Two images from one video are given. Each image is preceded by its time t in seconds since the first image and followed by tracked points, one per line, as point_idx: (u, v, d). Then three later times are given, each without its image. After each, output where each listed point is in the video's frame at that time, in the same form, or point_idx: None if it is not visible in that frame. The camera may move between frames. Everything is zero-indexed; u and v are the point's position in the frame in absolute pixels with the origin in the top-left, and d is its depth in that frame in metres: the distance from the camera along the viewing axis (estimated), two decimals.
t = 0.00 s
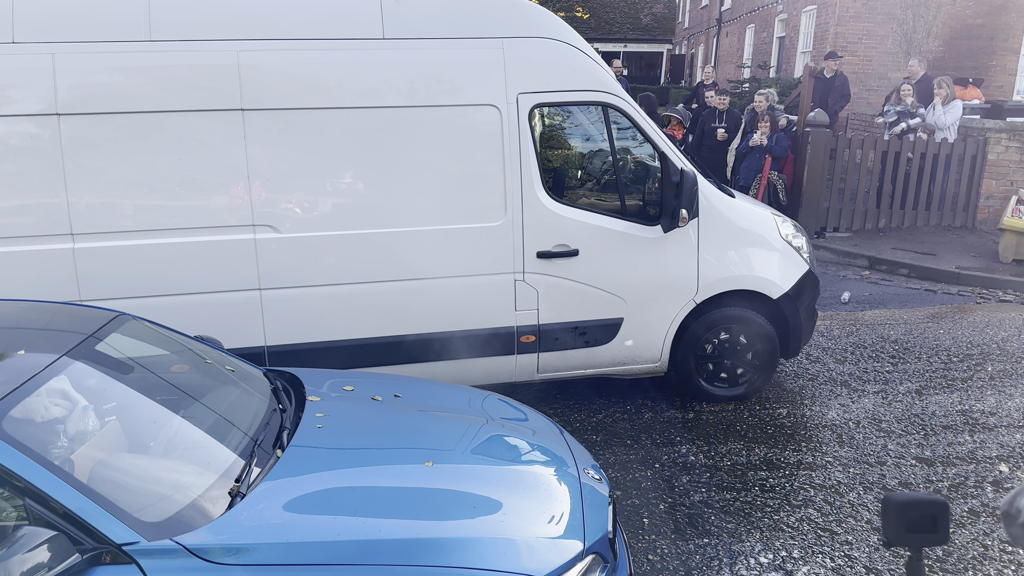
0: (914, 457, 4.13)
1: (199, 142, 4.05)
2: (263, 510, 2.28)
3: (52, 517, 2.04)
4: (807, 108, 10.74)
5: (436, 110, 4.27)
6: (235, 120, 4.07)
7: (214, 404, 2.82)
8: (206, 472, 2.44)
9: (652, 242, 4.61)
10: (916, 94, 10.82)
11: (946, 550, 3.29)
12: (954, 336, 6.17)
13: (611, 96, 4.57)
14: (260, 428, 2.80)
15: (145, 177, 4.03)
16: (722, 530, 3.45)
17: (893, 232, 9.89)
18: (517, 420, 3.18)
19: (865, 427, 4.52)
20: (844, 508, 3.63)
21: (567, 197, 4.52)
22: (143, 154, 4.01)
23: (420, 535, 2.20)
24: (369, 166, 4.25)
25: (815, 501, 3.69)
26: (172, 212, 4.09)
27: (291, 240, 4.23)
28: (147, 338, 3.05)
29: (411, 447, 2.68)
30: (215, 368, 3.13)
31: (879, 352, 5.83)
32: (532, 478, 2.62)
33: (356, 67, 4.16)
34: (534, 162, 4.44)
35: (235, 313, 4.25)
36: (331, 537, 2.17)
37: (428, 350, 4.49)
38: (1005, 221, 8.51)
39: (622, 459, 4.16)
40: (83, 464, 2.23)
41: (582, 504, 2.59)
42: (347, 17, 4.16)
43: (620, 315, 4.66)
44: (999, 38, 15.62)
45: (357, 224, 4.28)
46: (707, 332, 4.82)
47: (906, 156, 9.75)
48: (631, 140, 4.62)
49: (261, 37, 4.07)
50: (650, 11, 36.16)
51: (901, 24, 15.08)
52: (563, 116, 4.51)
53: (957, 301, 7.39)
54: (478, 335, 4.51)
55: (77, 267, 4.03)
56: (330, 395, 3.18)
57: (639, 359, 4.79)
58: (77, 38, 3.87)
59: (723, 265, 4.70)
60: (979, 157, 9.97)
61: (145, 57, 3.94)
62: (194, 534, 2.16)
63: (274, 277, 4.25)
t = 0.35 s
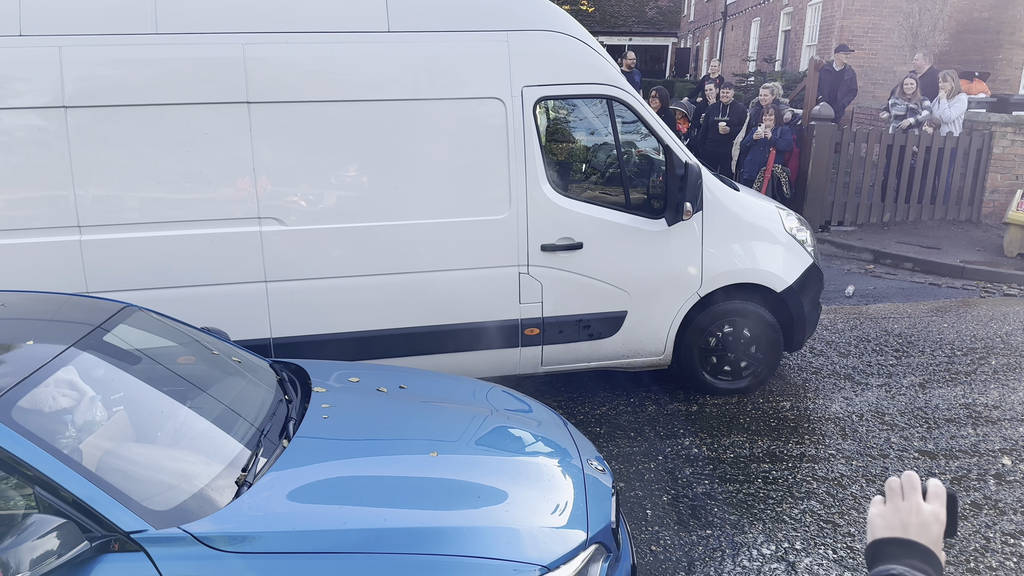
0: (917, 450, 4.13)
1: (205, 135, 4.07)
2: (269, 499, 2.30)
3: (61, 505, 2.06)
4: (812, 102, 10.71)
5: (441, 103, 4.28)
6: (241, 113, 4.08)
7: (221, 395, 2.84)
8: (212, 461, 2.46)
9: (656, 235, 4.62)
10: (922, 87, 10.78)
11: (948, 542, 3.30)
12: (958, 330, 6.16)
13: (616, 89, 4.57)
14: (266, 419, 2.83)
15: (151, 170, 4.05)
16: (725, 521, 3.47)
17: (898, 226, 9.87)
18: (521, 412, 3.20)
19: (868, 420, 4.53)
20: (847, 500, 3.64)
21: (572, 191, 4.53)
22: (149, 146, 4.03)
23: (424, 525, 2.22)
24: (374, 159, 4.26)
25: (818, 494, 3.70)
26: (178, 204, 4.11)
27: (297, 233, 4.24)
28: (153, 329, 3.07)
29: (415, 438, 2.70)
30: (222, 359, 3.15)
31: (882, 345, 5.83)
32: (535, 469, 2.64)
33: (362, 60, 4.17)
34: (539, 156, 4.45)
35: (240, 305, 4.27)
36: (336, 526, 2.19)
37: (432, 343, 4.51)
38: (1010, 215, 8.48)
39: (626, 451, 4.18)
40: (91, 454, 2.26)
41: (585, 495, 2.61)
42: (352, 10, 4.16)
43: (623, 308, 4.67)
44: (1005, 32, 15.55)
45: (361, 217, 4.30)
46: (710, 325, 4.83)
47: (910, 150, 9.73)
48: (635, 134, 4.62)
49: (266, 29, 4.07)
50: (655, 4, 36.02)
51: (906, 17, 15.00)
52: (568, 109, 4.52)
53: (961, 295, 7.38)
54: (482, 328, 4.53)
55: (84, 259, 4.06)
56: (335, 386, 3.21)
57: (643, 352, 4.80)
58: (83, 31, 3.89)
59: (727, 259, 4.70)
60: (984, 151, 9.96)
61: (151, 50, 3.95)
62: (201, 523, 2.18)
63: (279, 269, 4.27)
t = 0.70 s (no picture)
0: (916, 440, 4.16)
1: (209, 126, 4.10)
2: (272, 484, 2.34)
3: (68, 488, 2.10)
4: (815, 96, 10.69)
5: (443, 94, 4.30)
6: (245, 104, 4.11)
7: (224, 382, 2.88)
8: (216, 447, 2.50)
9: (657, 227, 4.64)
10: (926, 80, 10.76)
11: (945, 530, 3.32)
12: (958, 322, 6.17)
13: (618, 81, 4.58)
14: (269, 405, 2.86)
15: (156, 161, 4.08)
16: (724, 509, 3.50)
17: (900, 219, 9.87)
18: (521, 400, 3.24)
19: (867, 411, 4.55)
20: (845, 489, 3.67)
21: (574, 182, 4.55)
22: (153, 137, 4.06)
23: (425, 509, 2.25)
24: (377, 149, 4.29)
25: (816, 483, 3.73)
26: (182, 194, 4.14)
27: (300, 223, 4.28)
28: (158, 318, 3.10)
29: (416, 425, 2.73)
30: (226, 347, 3.18)
31: (883, 337, 5.84)
32: (534, 455, 2.67)
33: (365, 51, 4.19)
34: (541, 148, 4.47)
35: (243, 295, 4.30)
36: (338, 509, 2.22)
37: (434, 333, 4.54)
38: (1013, 208, 8.47)
39: (626, 440, 4.21)
40: (97, 439, 2.29)
41: (584, 481, 2.64)
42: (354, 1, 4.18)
43: (624, 299, 4.70)
44: (1011, 24, 15.48)
45: (364, 208, 4.33)
46: (711, 316, 4.86)
47: (914, 143, 9.71)
48: (637, 126, 4.64)
49: (269, 20, 4.09)
50: None
51: (911, 10, 14.92)
52: (571, 101, 4.54)
53: (963, 288, 7.38)
54: (484, 318, 4.56)
55: (89, 249, 4.10)
56: (337, 374, 3.24)
57: (643, 343, 4.83)
58: (88, 22, 3.91)
59: (728, 250, 4.73)
60: (988, 144, 9.93)
61: (155, 41, 3.98)
62: (205, 506, 2.22)
63: (283, 259, 4.30)
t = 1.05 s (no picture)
0: (912, 430, 4.18)
1: (210, 117, 4.13)
2: (272, 468, 2.37)
3: (71, 471, 2.14)
4: (816, 89, 10.68)
5: (443, 86, 4.32)
6: (246, 96, 4.14)
7: (225, 370, 2.92)
8: (216, 433, 2.53)
9: (656, 219, 4.66)
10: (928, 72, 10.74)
11: (938, 519, 3.34)
12: (957, 314, 6.19)
13: (618, 74, 4.61)
14: (269, 393, 2.90)
15: (158, 153, 4.13)
16: (719, 497, 3.54)
17: (902, 212, 9.86)
18: (519, 388, 3.27)
19: (864, 402, 4.57)
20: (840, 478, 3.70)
21: (574, 175, 4.58)
22: (156, 129, 4.10)
23: (420, 493, 2.28)
24: (377, 141, 4.32)
25: (811, 472, 3.76)
26: (184, 186, 4.18)
27: (301, 215, 4.31)
28: (160, 307, 3.14)
29: (414, 412, 2.77)
30: (227, 336, 3.22)
31: (882, 329, 5.86)
32: (530, 443, 2.70)
33: (364, 43, 4.21)
34: (540, 140, 4.49)
35: (245, 285, 4.34)
36: (336, 492, 2.25)
37: (433, 324, 4.57)
38: (1014, 201, 8.45)
39: (623, 430, 4.24)
40: (100, 424, 2.33)
41: (579, 469, 2.67)
42: None
43: (623, 290, 4.72)
44: (1015, 17, 15.41)
45: (364, 199, 4.36)
46: (710, 308, 4.89)
47: (915, 136, 9.69)
48: (637, 119, 4.66)
49: (271, 13, 4.12)
50: None
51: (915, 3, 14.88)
52: (573, 94, 4.56)
53: (963, 281, 7.39)
54: (484, 309, 4.59)
55: (93, 240, 4.14)
56: (337, 362, 3.29)
57: (642, 334, 4.86)
58: (91, 15, 3.95)
59: (726, 242, 4.75)
60: (989, 137, 9.91)
61: (157, 33, 4.01)
62: (205, 488, 2.25)
63: (284, 250, 4.34)
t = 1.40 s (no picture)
0: (909, 425, 4.23)
1: (212, 113, 4.16)
2: (272, 459, 2.39)
3: (74, 462, 2.17)
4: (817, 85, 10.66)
5: (443, 82, 4.34)
6: (248, 92, 4.16)
7: (226, 363, 2.94)
8: (217, 424, 2.56)
9: (656, 214, 4.68)
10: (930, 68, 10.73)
11: (934, 512, 3.40)
12: (956, 310, 6.20)
13: (617, 69, 4.62)
14: (270, 385, 2.93)
15: (161, 148, 4.16)
16: (717, 490, 3.56)
17: (903, 208, 9.86)
18: (517, 381, 3.30)
19: (863, 396, 4.60)
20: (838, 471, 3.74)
21: (575, 170, 4.60)
22: (158, 124, 4.12)
23: (419, 484, 2.30)
24: (377, 136, 4.34)
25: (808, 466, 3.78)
26: (186, 181, 4.21)
27: (303, 209, 4.34)
28: (162, 300, 3.17)
29: (413, 405, 2.79)
30: (228, 329, 3.25)
31: (881, 324, 5.87)
32: (528, 435, 2.73)
33: (365, 38, 4.23)
34: (540, 136, 4.51)
35: (246, 279, 4.37)
36: (335, 483, 2.28)
37: (434, 318, 4.60)
38: (1015, 196, 8.46)
39: (622, 424, 4.27)
40: (102, 415, 2.35)
41: (576, 461, 2.70)
42: None
43: (623, 285, 4.74)
44: (1018, 13, 15.38)
45: (365, 194, 4.39)
46: (709, 303, 4.91)
47: (917, 131, 9.69)
48: (637, 114, 4.69)
49: (272, 8, 4.14)
50: None
51: None
52: (574, 90, 4.59)
53: (963, 276, 7.40)
54: (484, 303, 4.62)
55: (96, 234, 4.18)
56: (337, 355, 3.32)
57: (642, 329, 4.88)
58: (94, 11, 3.97)
59: (726, 238, 4.76)
60: (991, 133, 9.90)
61: (159, 29, 4.03)
62: (206, 479, 2.28)
63: (285, 245, 4.37)
